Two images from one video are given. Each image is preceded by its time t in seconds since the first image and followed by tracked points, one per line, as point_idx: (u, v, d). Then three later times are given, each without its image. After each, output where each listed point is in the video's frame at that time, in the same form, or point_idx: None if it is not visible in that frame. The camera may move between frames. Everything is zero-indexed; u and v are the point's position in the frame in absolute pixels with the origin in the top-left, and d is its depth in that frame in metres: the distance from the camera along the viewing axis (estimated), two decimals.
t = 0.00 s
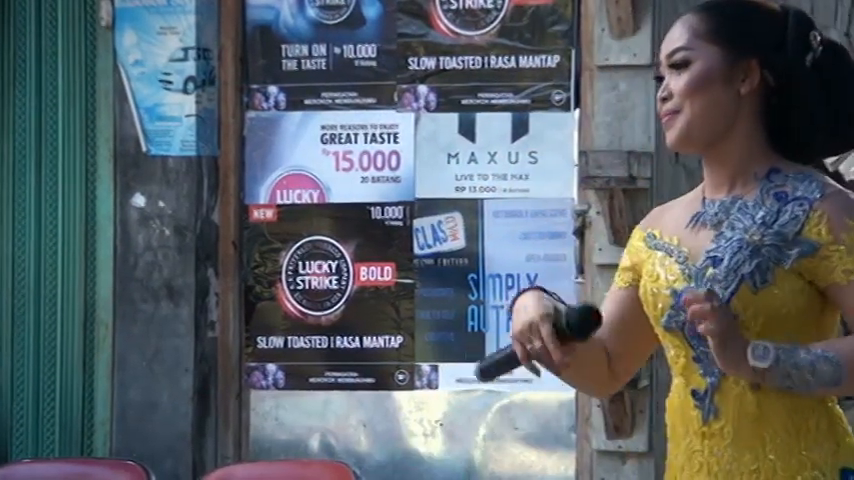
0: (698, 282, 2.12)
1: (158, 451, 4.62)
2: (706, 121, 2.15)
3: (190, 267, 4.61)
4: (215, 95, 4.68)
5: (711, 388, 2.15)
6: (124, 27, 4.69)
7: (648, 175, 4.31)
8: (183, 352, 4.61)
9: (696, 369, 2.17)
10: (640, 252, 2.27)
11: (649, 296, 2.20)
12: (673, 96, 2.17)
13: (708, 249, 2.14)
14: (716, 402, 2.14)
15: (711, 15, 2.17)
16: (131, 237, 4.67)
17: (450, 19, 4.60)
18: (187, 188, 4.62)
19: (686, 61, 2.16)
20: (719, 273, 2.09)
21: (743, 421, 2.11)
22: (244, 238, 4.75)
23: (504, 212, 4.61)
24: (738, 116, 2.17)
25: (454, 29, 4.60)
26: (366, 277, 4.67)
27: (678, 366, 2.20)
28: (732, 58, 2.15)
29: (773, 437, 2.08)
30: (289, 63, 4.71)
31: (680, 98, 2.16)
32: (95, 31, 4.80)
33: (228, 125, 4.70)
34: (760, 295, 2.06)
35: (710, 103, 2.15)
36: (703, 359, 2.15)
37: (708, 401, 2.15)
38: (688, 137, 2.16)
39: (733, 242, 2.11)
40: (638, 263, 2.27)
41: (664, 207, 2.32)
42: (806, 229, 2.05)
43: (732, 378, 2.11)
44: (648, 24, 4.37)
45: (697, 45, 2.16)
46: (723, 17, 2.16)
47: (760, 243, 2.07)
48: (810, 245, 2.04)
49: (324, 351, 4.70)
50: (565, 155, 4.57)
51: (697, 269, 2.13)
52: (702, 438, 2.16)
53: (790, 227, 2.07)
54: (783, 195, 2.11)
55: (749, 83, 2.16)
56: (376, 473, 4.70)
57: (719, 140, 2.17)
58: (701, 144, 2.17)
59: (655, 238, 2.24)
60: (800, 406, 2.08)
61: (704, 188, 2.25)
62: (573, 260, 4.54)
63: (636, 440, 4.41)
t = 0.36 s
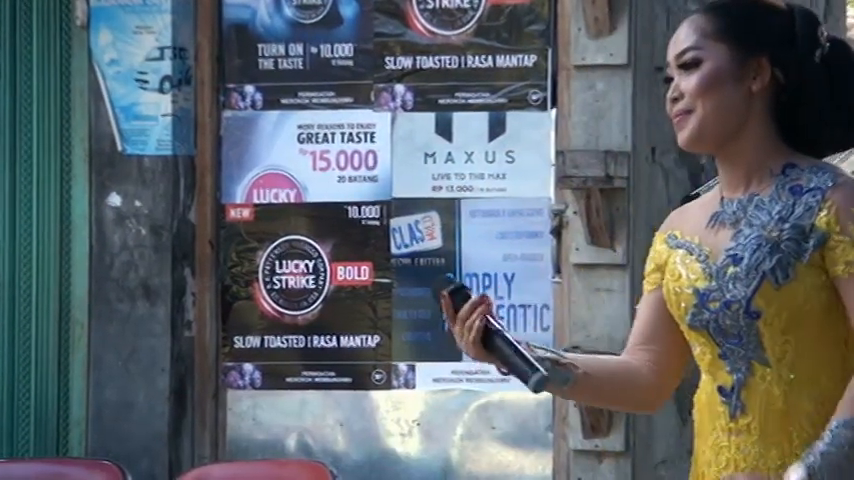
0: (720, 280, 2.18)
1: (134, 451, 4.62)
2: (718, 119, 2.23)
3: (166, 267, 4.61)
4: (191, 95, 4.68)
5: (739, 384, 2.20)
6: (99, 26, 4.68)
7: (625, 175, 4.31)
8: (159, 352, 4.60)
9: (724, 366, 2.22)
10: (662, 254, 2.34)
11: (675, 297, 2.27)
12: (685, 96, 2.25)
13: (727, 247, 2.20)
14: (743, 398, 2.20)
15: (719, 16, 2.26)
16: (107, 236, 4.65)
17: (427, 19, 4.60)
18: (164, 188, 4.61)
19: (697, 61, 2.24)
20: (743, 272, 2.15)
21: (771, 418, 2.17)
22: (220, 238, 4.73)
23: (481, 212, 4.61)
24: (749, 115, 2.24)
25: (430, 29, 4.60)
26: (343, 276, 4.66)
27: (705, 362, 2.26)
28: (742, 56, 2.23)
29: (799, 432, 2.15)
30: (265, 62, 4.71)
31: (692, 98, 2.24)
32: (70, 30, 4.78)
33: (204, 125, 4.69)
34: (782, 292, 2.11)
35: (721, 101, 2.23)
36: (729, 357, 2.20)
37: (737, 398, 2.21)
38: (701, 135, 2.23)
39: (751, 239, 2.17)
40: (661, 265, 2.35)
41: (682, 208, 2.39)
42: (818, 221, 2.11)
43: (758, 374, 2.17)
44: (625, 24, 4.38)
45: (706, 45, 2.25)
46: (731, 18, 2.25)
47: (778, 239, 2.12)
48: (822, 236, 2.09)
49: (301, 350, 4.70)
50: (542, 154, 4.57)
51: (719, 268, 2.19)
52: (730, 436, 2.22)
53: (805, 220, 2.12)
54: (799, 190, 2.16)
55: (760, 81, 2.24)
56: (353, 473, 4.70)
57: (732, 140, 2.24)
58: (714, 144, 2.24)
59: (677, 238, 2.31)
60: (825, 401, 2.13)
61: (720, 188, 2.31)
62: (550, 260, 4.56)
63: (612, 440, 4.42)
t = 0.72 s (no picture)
0: (731, 277, 2.07)
1: (126, 451, 4.62)
2: (742, 112, 2.08)
3: (157, 267, 4.60)
4: (183, 94, 4.68)
5: (744, 381, 2.08)
6: (90, 26, 4.68)
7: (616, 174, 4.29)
8: (151, 352, 4.59)
9: (731, 361, 2.10)
10: (681, 249, 2.21)
11: (689, 290, 2.16)
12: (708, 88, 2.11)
13: (742, 244, 2.08)
14: (748, 394, 2.07)
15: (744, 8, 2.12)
16: (98, 236, 4.65)
17: (418, 18, 4.60)
18: (155, 187, 4.61)
19: (722, 52, 2.10)
20: (752, 271, 2.04)
21: (774, 416, 2.04)
22: (212, 237, 4.73)
23: (472, 211, 4.61)
24: (775, 110, 2.10)
25: (421, 29, 4.60)
26: (334, 276, 4.67)
27: (715, 356, 2.15)
28: (768, 48, 2.09)
29: (801, 433, 2.03)
30: (257, 62, 4.70)
31: (716, 89, 2.09)
32: (61, 30, 4.78)
33: (195, 124, 4.69)
34: (792, 293, 2.00)
35: (747, 93, 2.08)
36: (738, 353, 2.09)
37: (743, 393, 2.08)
38: (724, 128, 2.09)
39: (765, 239, 2.04)
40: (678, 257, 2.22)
41: (705, 198, 2.27)
42: (833, 222, 1.98)
43: (765, 371, 2.04)
44: (616, 24, 4.37)
45: (732, 37, 2.11)
46: (760, 10, 2.11)
47: (791, 239, 2.00)
48: (835, 240, 1.97)
49: (293, 351, 4.69)
50: (533, 154, 4.58)
51: (732, 265, 2.07)
52: (732, 432, 2.10)
53: (820, 221, 1.99)
54: (815, 187, 2.04)
55: (787, 74, 2.10)
56: (345, 473, 4.71)
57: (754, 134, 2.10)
58: (735, 137, 2.10)
59: (697, 233, 2.18)
60: (831, 402, 2.01)
61: (743, 184, 2.18)
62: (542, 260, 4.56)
63: (604, 440, 4.41)
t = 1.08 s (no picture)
0: (733, 248, 2.28)
1: (127, 451, 4.62)
2: (759, 81, 2.26)
3: (159, 268, 4.61)
4: (183, 94, 4.67)
5: (739, 352, 2.29)
6: (91, 26, 4.67)
7: (617, 175, 4.33)
8: (153, 352, 4.60)
9: (728, 331, 2.31)
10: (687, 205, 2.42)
11: (689, 255, 2.37)
12: (728, 53, 2.28)
13: (746, 216, 2.29)
14: (743, 366, 2.29)
15: None
16: (100, 237, 4.65)
17: (418, 18, 4.59)
18: (156, 188, 4.61)
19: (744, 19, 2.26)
20: (754, 244, 2.24)
21: (767, 389, 2.26)
22: (213, 238, 4.74)
23: (472, 212, 4.61)
24: (792, 79, 2.28)
25: (422, 28, 4.59)
26: (336, 277, 4.66)
27: (712, 325, 2.36)
28: (789, 19, 2.26)
29: (793, 407, 2.24)
30: (257, 62, 4.70)
31: (735, 56, 2.27)
32: (62, 30, 4.78)
33: (196, 124, 4.69)
34: (794, 270, 2.21)
35: (766, 63, 2.26)
36: (734, 323, 2.30)
37: (737, 368, 2.30)
38: (740, 95, 2.27)
39: (769, 213, 2.25)
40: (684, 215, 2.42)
41: (715, 155, 2.47)
42: (842, 206, 2.19)
43: (759, 345, 2.26)
44: (616, 23, 4.38)
45: (752, 2, 2.27)
46: None
47: (795, 217, 2.21)
48: (844, 221, 2.18)
49: (293, 351, 4.69)
50: (534, 154, 4.57)
51: (734, 235, 2.28)
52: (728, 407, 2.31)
53: (827, 202, 2.20)
54: (821, 164, 2.24)
55: (804, 45, 2.28)
56: (347, 473, 4.71)
57: (771, 100, 2.29)
58: (751, 104, 2.28)
59: (702, 194, 2.39)
60: (824, 377, 2.22)
61: (751, 147, 2.38)
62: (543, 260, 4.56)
63: (605, 441, 4.40)
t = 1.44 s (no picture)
0: (714, 238, 2.32)
1: (122, 454, 4.65)
2: (757, 74, 2.29)
3: (153, 270, 4.62)
4: (179, 97, 4.68)
5: (714, 344, 2.33)
6: (87, 29, 4.69)
7: (612, 177, 4.28)
8: (147, 354, 4.62)
9: (703, 324, 2.35)
10: (663, 192, 2.45)
11: (667, 244, 2.39)
12: (726, 44, 2.31)
13: (728, 208, 2.32)
14: (717, 358, 2.32)
15: None
16: (95, 239, 4.67)
17: (414, 21, 4.59)
18: (151, 190, 4.62)
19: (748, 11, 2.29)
20: (737, 236, 2.28)
21: (741, 380, 2.31)
22: (208, 241, 4.73)
23: (468, 215, 4.60)
24: (789, 74, 2.32)
25: (418, 32, 4.59)
26: (330, 280, 4.67)
27: (685, 316, 2.38)
28: (791, 16, 2.30)
29: (766, 397, 2.29)
30: (253, 65, 4.70)
31: (736, 47, 2.29)
32: (57, 33, 4.77)
33: (191, 127, 4.68)
34: (775, 263, 2.26)
35: (766, 56, 2.29)
36: (709, 314, 2.33)
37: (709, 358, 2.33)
38: (737, 85, 2.30)
39: (753, 206, 2.28)
40: (659, 200, 2.45)
41: (693, 140, 2.49)
42: (829, 199, 2.23)
43: (736, 336, 2.30)
44: (612, 28, 4.37)
45: None
46: None
47: (781, 210, 2.25)
48: (834, 214, 2.21)
49: (288, 354, 4.70)
50: (530, 158, 4.56)
51: (716, 226, 2.32)
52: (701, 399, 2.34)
53: (813, 197, 2.24)
54: (807, 161, 2.28)
55: (802, 43, 2.32)
56: (341, 475, 4.70)
57: (766, 93, 2.32)
58: (748, 94, 2.31)
59: (679, 183, 2.42)
60: (797, 369, 2.28)
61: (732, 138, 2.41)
62: (538, 263, 4.56)
63: (599, 444, 4.39)
